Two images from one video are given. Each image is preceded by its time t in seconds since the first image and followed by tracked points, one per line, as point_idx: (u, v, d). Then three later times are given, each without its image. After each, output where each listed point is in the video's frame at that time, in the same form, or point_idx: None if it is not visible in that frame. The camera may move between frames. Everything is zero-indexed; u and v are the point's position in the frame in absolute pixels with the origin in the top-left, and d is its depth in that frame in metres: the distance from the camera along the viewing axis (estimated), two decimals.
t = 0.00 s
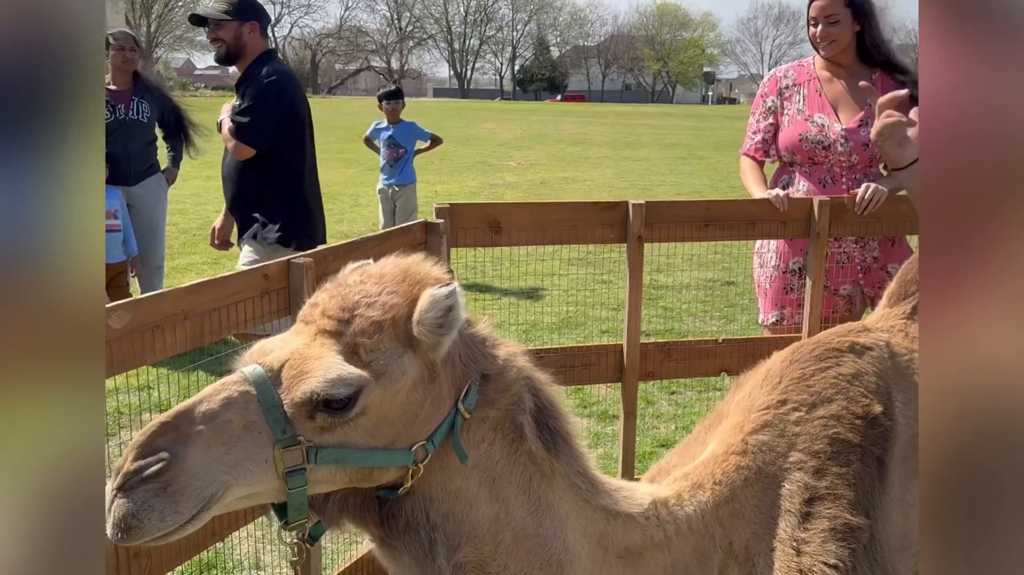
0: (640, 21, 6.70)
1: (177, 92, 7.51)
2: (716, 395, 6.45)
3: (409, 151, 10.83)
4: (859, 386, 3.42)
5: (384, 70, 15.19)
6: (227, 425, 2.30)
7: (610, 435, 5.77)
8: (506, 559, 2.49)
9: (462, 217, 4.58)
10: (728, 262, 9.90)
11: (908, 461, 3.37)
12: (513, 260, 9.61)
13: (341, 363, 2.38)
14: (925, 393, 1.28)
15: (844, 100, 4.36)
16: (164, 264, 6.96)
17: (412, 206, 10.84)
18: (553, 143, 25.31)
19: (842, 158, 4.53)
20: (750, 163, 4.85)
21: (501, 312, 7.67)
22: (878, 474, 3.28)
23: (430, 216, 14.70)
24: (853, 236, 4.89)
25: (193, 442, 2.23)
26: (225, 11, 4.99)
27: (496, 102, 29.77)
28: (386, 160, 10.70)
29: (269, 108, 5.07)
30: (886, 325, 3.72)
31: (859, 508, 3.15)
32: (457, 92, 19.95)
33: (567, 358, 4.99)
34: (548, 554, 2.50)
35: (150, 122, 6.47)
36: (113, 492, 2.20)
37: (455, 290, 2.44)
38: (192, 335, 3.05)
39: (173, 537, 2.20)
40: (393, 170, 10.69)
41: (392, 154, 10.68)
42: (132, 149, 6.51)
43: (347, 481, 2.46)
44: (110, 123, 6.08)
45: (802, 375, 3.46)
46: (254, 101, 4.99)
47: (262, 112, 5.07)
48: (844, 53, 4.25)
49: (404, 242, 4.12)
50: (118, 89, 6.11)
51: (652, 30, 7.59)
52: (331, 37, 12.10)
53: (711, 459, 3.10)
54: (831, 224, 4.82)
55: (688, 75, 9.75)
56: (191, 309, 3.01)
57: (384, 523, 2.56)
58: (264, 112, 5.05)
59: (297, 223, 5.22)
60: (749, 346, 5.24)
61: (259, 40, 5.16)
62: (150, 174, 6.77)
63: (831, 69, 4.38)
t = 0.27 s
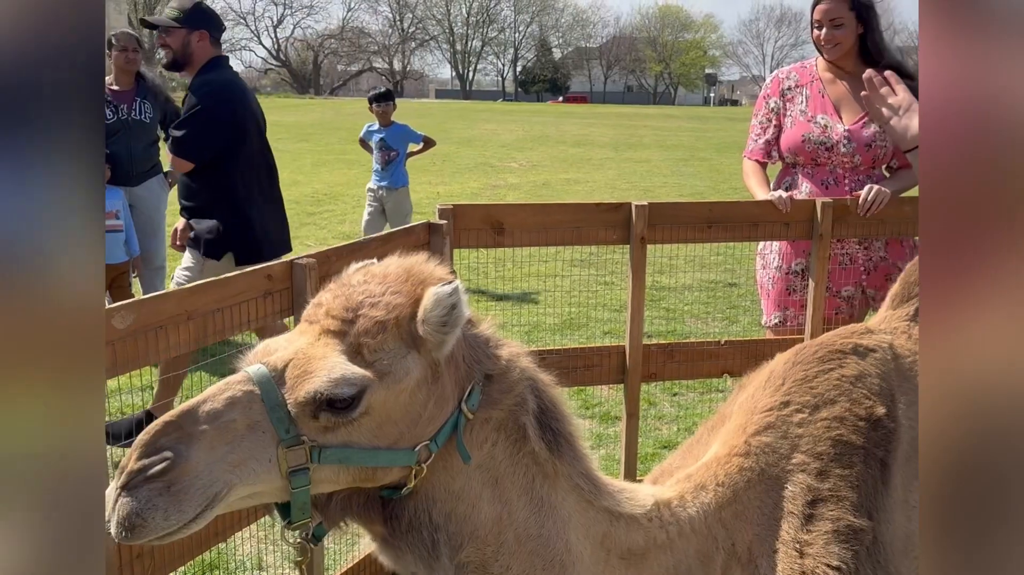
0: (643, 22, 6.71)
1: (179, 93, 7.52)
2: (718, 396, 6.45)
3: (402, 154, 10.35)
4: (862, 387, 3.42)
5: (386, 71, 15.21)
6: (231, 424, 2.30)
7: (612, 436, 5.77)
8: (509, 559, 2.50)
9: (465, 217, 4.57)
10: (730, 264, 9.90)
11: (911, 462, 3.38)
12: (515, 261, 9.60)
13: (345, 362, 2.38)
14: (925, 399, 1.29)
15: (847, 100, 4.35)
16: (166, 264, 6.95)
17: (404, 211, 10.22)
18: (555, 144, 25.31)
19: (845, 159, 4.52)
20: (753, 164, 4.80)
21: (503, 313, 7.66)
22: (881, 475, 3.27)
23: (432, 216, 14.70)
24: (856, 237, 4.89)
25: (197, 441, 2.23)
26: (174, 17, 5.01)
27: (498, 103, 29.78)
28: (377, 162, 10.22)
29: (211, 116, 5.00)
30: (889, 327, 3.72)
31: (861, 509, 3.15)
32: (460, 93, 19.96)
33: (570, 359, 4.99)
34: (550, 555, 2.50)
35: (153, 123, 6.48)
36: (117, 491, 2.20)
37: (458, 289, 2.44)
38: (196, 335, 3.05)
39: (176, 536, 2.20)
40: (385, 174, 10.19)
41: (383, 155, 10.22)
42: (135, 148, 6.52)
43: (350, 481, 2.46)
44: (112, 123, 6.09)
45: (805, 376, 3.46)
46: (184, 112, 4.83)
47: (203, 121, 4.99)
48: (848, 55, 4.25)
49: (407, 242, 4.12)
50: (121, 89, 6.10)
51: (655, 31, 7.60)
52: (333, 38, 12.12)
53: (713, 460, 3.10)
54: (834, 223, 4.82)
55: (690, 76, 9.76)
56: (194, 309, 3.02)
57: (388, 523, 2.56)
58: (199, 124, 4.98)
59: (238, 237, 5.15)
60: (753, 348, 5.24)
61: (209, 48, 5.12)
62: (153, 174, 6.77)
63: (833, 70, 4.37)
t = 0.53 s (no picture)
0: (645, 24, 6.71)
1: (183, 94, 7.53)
2: (720, 398, 6.45)
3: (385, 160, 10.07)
4: (866, 391, 3.42)
5: (389, 72, 15.23)
6: (236, 425, 2.30)
7: (615, 438, 5.77)
8: (513, 561, 2.50)
9: (469, 220, 4.57)
10: (733, 265, 9.90)
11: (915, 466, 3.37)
12: (518, 263, 9.61)
13: (350, 365, 2.38)
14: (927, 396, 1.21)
15: (850, 104, 4.34)
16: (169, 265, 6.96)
17: (390, 215, 10.02)
18: (557, 145, 25.31)
19: (847, 163, 4.53)
20: (757, 166, 4.80)
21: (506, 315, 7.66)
22: (885, 479, 3.27)
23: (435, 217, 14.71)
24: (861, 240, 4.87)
25: (202, 443, 2.23)
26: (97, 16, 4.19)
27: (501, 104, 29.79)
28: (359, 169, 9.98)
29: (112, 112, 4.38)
30: (893, 330, 3.71)
31: (865, 513, 3.15)
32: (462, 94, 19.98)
33: (573, 362, 4.99)
34: (555, 557, 2.50)
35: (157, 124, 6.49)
36: (122, 492, 2.20)
37: (463, 290, 2.44)
38: (200, 337, 3.05)
39: (181, 538, 2.20)
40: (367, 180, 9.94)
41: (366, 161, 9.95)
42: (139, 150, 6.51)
43: (355, 482, 2.46)
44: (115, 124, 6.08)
45: (809, 380, 3.45)
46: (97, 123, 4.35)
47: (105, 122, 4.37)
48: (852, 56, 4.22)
49: (411, 244, 4.12)
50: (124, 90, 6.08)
51: (657, 33, 7.61)
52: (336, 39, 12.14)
53: (717, 464, 3.10)
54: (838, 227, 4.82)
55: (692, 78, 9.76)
56: (199, 310, 3.02)
57: (392, 524, 2.57)
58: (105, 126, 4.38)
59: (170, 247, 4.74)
60: (755, 349, 5.21)
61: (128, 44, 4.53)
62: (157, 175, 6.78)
63: (837, 73, 4.35)
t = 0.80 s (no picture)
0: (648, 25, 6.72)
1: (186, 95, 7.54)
2: (723, 400, 6.46)
3: (365, 161, 9.92)
4: (870, 394, 3.42)
5: (391, 73, 15.26)
6: (243, 427, 2.31)
7: (618, 440, 5.77)
8: (518, 562, 2.51)
9: (472, 222, 4.57)
10: (735, 267, 9.90)
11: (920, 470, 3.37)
12: (520, 264, 9.61)
13: (357, 367, 2.39)
14: (925, 404, 1.15)
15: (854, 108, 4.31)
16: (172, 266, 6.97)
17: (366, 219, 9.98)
18: (559, 146, 25.33)
19: (850, 166, 4.52)
20: (760, 170, 4.86)
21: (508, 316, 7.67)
22: (889, 482, 3.28)
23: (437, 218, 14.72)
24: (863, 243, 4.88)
25: (209, 445, 2.24)
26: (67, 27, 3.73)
27: (503, 105, 29.81)
28: (340, 170, 9.88)
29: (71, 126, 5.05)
30: (897, 333, 3.71)
31: (869, 516, 3.15)
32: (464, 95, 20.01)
33: (576, 364, 5.00)
34: (559, 559, 2.51)
35: (160, 126, 6.50)
36: (129, 495, 2.20)
37: (470, 291, 2.45)
38: (205, 339, 3.06)
39: (188, 540, 2.21)
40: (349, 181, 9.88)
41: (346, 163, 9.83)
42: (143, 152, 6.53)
43: (361, 484, 2.47)
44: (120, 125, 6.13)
45: (813, 383, 3.46)
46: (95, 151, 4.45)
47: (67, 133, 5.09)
48: (854, 57, 4.24)
49: (415, 246, 4.13)
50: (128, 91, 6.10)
51: (658, 34, 7.63)
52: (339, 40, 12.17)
53: (721, 467, 3.10)
54: (840, 228, 4.81)
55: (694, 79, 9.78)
56: (204, 312, 3.02)
57: (397, 526, 2.57)
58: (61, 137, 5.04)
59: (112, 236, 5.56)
60: (758, 351, 5.20)
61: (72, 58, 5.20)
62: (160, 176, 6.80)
63: (840, 76, 4.36)
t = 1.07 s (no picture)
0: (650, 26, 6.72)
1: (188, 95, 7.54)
2: (725, 402, 6.45)
3: (350, 161, 9.87)
4: (875, 395, 3.42)
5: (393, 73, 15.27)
6: (248, 427, 2.31)
7: (620, 441, 5.77)
8: (523, 563, 2.51)
9: (475, 222, 4.57)
10: (737, 268, 9.89)
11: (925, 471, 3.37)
12: (522, 265, 9.61)
13: (362, 366, 2.39)
14: (927, 409, 1.17)
15: (854, 108, 4.35)
16: (175, 266, 6.95)
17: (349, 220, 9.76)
18: (561, 147, 25.30)
19: (852, 167, 4.49)
20: (763, 171, 4.84)
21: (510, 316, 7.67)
22: (894, 484, 3.27)
23: (440, 219, 14.73)
24: (863, 246, 4.93)
25: (215, 445, 2.24)
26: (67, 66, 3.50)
27: (504, 106, 29.79)
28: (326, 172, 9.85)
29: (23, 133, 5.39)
30: (902, 334, 3.71)
31: (874, 517, 3.15)
32: (465, 95, 20.01)
33: (579, 364, 5.00)
34: (564, 559, 2.51)
35: (164, 126, 6.50)
36: (134, 494, 2.20)
37: (475, 292, 2.45)
38: (209, 340, 3.06)
39: (192, 540, 2.20)
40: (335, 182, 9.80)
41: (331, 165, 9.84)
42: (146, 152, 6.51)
43: (365, 484, 2.46)
44: (122, 126, 6.18)
45: (817, 383, 3.45)
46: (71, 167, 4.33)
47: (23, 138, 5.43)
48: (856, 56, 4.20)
49: (419, 246, 4.12)
50: (131, 93, 6.21)
51: (660, 34, 7.63)
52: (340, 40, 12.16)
53: (726, 467, 3.10)
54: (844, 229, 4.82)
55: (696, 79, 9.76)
56: (208, 313, 3.02)
57: (402, 527, 2.57)
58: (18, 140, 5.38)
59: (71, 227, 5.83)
60: (762, 353, 5.19)
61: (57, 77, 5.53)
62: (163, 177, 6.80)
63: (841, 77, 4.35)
